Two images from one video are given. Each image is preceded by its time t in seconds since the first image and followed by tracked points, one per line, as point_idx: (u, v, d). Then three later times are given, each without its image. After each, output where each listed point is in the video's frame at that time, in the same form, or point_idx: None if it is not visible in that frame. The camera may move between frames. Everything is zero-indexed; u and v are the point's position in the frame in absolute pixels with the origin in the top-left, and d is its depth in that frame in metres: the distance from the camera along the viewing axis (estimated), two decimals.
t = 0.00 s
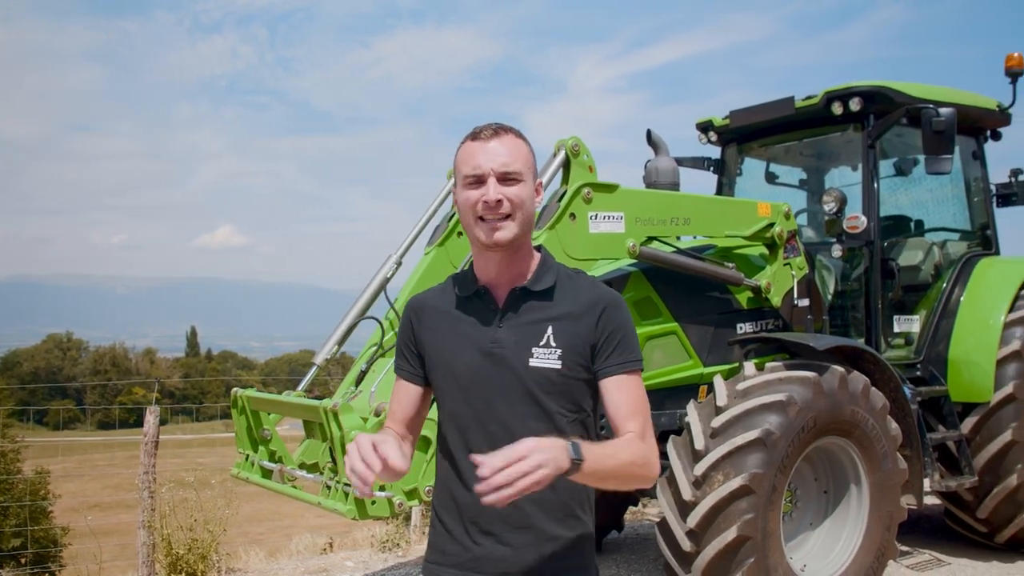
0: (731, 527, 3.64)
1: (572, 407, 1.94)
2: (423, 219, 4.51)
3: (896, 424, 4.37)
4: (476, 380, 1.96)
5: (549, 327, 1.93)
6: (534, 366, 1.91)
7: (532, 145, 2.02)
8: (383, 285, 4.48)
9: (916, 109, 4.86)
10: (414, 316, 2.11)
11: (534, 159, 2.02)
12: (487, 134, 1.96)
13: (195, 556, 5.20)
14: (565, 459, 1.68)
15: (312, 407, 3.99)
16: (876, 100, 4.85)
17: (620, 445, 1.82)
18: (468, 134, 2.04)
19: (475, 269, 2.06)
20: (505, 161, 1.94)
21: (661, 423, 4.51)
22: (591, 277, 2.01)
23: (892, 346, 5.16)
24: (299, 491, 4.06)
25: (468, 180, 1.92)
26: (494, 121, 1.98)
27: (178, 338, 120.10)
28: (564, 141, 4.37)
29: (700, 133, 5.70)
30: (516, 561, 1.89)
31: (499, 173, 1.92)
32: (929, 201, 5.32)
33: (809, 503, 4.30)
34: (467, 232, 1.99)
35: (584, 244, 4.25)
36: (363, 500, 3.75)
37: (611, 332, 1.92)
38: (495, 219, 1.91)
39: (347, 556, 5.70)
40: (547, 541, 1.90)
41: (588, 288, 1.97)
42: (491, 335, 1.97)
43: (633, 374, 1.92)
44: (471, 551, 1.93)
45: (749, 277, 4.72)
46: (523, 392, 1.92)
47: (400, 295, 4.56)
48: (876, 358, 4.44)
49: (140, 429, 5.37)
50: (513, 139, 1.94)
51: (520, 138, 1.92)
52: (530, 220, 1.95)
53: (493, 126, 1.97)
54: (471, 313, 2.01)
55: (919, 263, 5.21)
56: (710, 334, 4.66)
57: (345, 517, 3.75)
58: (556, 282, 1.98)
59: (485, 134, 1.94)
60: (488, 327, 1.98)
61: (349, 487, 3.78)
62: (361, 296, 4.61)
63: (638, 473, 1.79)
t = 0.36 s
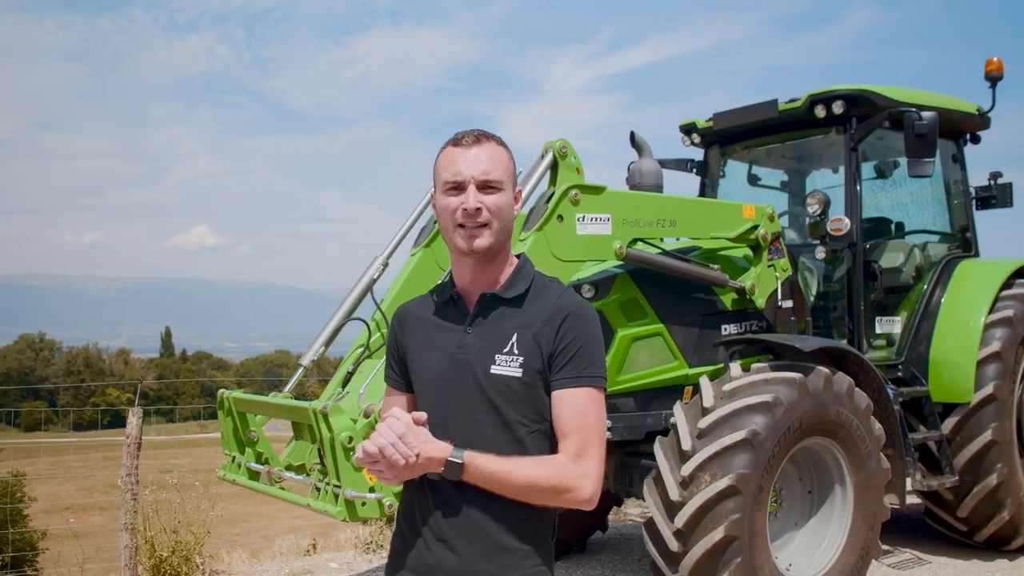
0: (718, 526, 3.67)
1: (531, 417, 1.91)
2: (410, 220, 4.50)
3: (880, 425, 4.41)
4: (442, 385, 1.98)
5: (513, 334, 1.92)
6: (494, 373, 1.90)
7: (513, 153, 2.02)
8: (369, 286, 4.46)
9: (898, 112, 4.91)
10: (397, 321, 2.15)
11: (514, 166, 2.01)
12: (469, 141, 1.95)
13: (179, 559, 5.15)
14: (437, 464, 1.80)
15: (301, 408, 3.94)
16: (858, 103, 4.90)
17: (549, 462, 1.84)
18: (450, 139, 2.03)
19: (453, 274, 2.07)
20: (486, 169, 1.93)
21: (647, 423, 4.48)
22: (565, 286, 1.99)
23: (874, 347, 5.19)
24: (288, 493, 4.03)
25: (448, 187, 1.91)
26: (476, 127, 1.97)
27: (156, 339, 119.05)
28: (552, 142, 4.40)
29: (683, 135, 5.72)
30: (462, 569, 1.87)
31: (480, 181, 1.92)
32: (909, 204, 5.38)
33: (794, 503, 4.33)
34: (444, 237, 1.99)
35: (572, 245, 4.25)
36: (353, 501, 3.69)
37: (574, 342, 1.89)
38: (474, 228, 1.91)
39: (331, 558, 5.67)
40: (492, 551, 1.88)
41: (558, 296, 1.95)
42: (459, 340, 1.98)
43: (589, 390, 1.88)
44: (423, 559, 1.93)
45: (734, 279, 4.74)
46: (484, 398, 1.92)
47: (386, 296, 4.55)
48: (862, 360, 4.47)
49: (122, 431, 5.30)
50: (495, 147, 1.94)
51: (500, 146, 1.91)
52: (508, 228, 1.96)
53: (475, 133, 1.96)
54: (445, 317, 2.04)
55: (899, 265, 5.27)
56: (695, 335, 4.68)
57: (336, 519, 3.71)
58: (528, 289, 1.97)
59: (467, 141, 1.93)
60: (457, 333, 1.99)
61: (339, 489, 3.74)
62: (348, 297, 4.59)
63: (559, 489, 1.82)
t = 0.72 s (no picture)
0: (708, 525, 3.69)
1: (526, 418, 1.92)
2: (400, 218, 4.49)
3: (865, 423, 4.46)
4: (434, 385, 1.96)
5: (508, 336, 1.92)
6: (490, 373, 1.90)
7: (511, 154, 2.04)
8: (359, 284, 4.45)
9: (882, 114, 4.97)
10: (384, 320, 2.12)
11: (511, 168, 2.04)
12: (470, 140, 1.96)
13: (165, 558, 5.11)
14: (443, 475, 1.79)
15: (294, 407, 3.93)
16: (843, 104, 4.94)
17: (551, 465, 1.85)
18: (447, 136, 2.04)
19: (445, 273, 2.07)
20: (486, 169, 1.95)
21: (635, 423, 4.51)
22: (559, 289, 1.99)
23: (858, 347, 5.23)
24: (280, 492, 4.01)
25: (448, 184, 1.92)
26: (477, 126, 1.99)
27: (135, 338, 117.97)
28: (543, 141, 4.41)
29: (668, 136, 5.75)
30: (459, 569, 1.87)
31: (479, 179, 1.93)
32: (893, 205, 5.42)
33: (782, 501, 4.36)
34: (439, 235, 1.99)
35: (562, 244, 4.26)
36: (347, 500, 3.69)
37: (570, 346, 1.90)
38: (472, 226, 1.92)
39: (317, 558, 5.65)
40: (491, 552, 1.88)
41: (553, 299, 1.96)
42: (452, 340, 1.97)
43: (585, 392, 1.89)
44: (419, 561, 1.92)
45: (721, 278, 4.77)
46: (478, 399, 1.91)
47: (376, 294, 4.54)
48: (848, 358, 4.51)
49: (107, 431, 5.26)
50: (496, 147, 1.95)
51: (501, 147, 1.94)
52: (505, 229, 1.97)
53: (476, 132, 1.98)
54: (436, 317, 2.02)
55: (883, 265, 5.32)
56: (683, 335, 4.70)
57: (329, 518, 3.71)
58: (522, 291, 1.97)
59: (468, 139, 1.95)
60: (450, 333, 1.98)
61: (333, 488, 3.73)
62: (337, 295, 4.57)
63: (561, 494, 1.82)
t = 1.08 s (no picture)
0: (697, 521, 3.71)
1: (539, 410, 1.96)
2: (387, 216, 4.47)
3: (849, 421, 4.50)
4: (443, 383, 1.95)
5: (518, 331, 1.94)
6: (503, 369, 1.91)
7: (508, 149, 2.02)
8: (345, 283, 4.43)
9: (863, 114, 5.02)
10: (378, 321, 2.09)
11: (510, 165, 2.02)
12: (463, 137, 1.95)
13: (149, 559, 5.05)
14: (503, 471, 1.84)
15: (284, 406, 3.90)
16: (825, 104, 4.98)
17: (579, 452, 1.94)
18: (446, 132, 2.03)
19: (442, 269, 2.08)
20: (479, 166, 1.94)
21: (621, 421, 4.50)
22: (559, 283, 2.03)
23: (839, 345, 5.30)
24: (269, 492, 3.98)
25: (439, 183, 1.92)
26: (473, 122, 1.97)
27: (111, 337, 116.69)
28: (531, 140, 4.40)
29: (651, 135, 5.78)
30: (483, 565, 1.89)
31: (471, 178, 1.92)
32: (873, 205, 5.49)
33: (767, 498, 4.39)
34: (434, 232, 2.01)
35: (550, 243, 4.27)
36: (338, 499, 3.68)
37: (579, 338, 1.96)
38: (462, 225, 1.92)
39: (301, 557, 5.62)
40: (513, 545, 1.91)
41: (558, 292, 2.00)
42: (459, 338, 1.97)
43: (597, 381, 1.98)
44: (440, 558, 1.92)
45: (705, 277, 4.79)
46: (492, 395, 1.92)
47: (362, 293, 4.52)
48: (832, 356, 4.56)
49: (89, 431, 5.20)
50: (489, 144, 1.94)
51: (495, 145, 1.93)
52: (498, 227, 1.96)
53: (471, 128, 1.97)
54: (437, 316, 2.01)
55: (864, 264, 5.38)
56: (668, 333, 4.72)
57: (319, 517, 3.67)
58: (525, 286, 2.00)
59: (461, 137, 1.94)
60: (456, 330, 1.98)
61: (323, 486, 3.71)
62: (323, 294, 4.55)
63: (592, 480, 1.93)
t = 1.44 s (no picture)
0: (682, 518, 3.72)
1: (558, 402, 2.00)
2: (371, 214, 4.45)
3: (831, 418, 4.55)
4: (463, 376, 1.97)
5: (537, 324, 1.99)
6: (525, 361, 1.95)
7: (521, 145, 2.04)
8: (329, 281, 4.41)
9: (844, 115, 5.07)
10: (391, 317, 2.09)
11: (522, 161, 2.04)
12: (474, 134, 1.97)
13: (129, 560, 5.00)
14: (552, 456, 1.87)
15: (271, 405, 3.87)
16: (806, 105, 5.02)
17: (601, 442, 2.00)
18: (462, 129, 2.06)
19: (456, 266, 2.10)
20: (488, 164, 1.96)
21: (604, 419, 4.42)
22: (573, 279, 2.08)
23: (820, 344, 5.34)
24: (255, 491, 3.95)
25: (449, 181, 1.95)
26: (484, 119, 1.99)
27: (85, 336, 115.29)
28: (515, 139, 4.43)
29: (632, 134, 5.79)
30: (509, 558, 1.93)
31: (480, 176, 1.95)
32: (852, 205, 5.53)
33: (750, 496, 4.41)
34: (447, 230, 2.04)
35: (535, 242, 4.29)
36: (326, 497, 3.67)
37: (597, 331, 2.01)
38: (472, 223, 1.95)
39: (283, 557, 5.58)
40: (537, 536, 1.96)
41: (574, 287, 2.04)
42: (479, 331, 1.99)
43: (615, 374, 2.04)
44: (465, 553, 1.95)
45: (688, 275, 4.80)
46: (513, 387, 1.95)
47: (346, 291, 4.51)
48: (813, 354, 4.59)
49: (68, 430, 5.14)
50: (499, 141, 1.96)
51: (504, 141, 1.94)
52: (508, 223, 1.99)
53: (481, 126, 1.99)
54: (455, 310, 2.03)
55: (843, 264, 5.42)
56: (651, 331, 4.72)
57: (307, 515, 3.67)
58: (542, 280, 2.03)
59: (471, 135, 1.97)
60: (476, 324, 2.00)
61: (311, 485, 3.70)
62: (306, 292, 4.51)
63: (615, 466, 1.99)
